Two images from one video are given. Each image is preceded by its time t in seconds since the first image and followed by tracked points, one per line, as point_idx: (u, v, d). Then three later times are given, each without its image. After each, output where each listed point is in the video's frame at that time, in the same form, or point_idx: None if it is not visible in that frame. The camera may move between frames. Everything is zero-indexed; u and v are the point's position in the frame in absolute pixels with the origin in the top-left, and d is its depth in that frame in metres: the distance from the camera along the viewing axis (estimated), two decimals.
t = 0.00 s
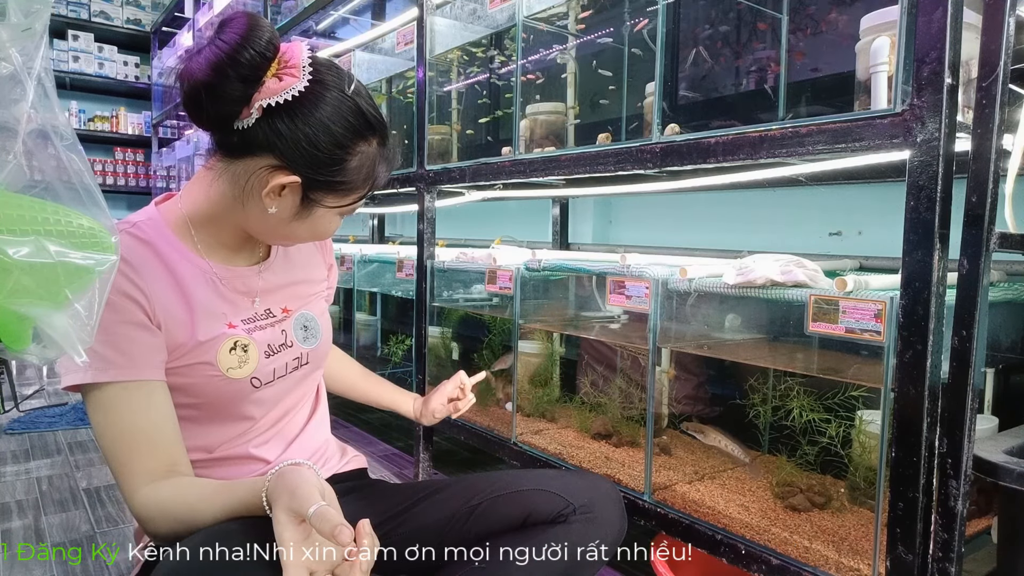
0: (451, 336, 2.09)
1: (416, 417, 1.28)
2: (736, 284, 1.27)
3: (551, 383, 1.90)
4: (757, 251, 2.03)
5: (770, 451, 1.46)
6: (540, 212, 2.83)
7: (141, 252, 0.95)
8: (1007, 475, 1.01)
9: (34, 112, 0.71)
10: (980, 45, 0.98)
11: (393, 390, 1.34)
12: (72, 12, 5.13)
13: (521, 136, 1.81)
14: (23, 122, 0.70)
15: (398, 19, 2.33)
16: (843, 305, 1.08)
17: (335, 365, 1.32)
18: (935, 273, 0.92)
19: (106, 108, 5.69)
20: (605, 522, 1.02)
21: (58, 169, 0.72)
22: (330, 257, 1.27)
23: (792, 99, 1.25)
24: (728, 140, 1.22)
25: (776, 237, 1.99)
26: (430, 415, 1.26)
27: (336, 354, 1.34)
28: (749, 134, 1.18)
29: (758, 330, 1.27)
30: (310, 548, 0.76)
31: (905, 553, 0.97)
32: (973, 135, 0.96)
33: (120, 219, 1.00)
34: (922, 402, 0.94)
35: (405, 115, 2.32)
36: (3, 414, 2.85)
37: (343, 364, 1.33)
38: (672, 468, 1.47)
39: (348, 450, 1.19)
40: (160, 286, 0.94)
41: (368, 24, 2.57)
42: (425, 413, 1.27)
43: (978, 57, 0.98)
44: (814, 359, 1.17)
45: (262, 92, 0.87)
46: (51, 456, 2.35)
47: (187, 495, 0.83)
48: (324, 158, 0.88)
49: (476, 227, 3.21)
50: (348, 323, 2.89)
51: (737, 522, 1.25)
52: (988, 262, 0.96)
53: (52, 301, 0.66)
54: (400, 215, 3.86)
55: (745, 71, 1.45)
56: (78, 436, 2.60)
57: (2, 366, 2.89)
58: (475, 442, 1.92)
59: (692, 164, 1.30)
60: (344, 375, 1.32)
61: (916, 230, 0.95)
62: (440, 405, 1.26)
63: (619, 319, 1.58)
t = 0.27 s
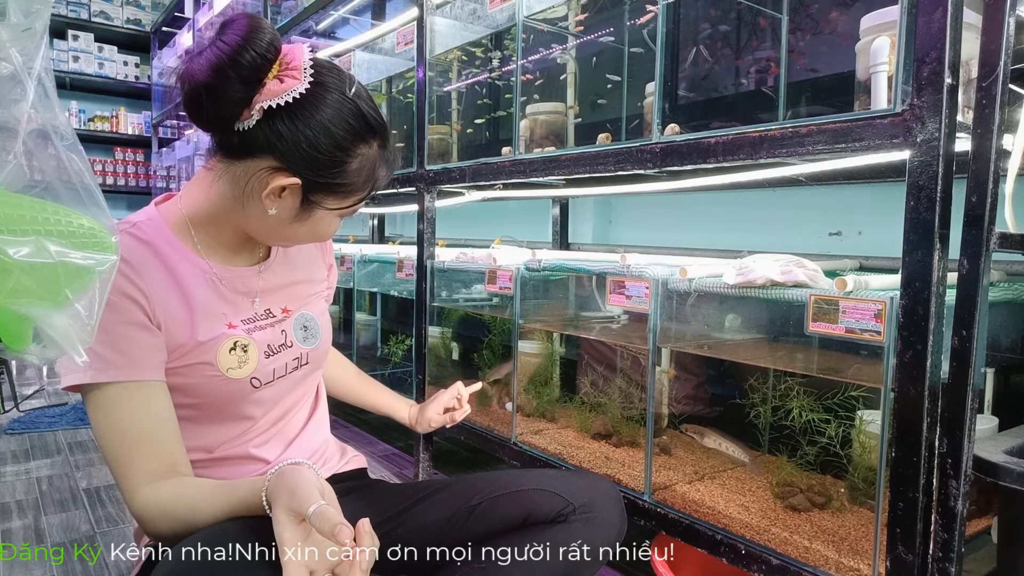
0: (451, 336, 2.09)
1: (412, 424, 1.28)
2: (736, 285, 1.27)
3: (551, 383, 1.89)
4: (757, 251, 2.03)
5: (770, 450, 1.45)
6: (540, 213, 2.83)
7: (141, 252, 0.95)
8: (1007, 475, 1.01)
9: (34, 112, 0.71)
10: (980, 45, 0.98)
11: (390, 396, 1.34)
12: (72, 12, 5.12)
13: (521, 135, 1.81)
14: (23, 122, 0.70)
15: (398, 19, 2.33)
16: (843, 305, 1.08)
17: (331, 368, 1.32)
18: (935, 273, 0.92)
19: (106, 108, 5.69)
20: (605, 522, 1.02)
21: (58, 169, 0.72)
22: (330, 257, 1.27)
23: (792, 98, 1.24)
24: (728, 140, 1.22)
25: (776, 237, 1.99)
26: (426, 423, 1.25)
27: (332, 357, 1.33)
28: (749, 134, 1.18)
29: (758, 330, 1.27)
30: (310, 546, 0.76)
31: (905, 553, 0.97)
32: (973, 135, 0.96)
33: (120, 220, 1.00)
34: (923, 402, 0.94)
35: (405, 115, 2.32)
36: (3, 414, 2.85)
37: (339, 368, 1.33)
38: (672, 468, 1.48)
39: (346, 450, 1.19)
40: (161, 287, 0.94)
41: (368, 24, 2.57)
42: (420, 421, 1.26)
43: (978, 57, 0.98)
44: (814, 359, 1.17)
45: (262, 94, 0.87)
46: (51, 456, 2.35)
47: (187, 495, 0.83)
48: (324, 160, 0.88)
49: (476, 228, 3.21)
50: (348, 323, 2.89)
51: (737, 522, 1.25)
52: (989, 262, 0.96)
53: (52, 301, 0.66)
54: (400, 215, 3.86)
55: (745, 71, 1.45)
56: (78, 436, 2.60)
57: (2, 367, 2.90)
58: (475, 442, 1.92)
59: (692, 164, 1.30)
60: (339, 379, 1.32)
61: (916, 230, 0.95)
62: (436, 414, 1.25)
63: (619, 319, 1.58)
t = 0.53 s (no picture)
0: (451, 336, 2.09)
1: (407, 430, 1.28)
2: (736, 285, 1.27)
3: (551, 383, 1.89)
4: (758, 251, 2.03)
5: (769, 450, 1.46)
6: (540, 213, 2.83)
7: (141, 251, 0.95)
8: (1007, 475, 1.01)
9: (34, 112, 0.71)
10: (980, 45, 0.98)
11: (388, 401, 1.34)
12: (72, 12, 5.12)
13: (521, 135, 1.81)
14: (23, 122, 0.70)
15: (399, 19, 2.33)
16: (843, 305, 1.08)
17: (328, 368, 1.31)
18: (935, 273, 0.92)
19: (106, 108, 5.69)
20: (605, 522, 1.02)
21: (58, 169, 0.72)
22: (330, 257, 1.27)
23: (792, 98, 1.24)
24: (728, 140, 1.22)
25: (776, 237, 1.99)
26: (423, 431, 1.25)
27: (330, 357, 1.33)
28: (749, 134, 1.18)
29: (758, 330, 1.27)
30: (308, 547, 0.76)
31: (905, 553, 0.97)
32: (973, 135, 0.96)
33: (120, 220, 1.00)
34: (922, 402, 0.94)
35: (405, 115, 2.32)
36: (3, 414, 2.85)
37: (336, 369, 1.33)
38: (672, 468, 1.47)
39: (345, 449, 1.19)
40: (161, 287, 0.94)
41: (368, 24, 2.57)
42: (417, 428, 1.25)
43: (978, 58, 0.98)
44: (814, 359, 1.17)
45: (262, 95, 0.87)
46: (51, 456, 2.35)
47: (187, 495, 0.83)
48: (324, 162, 0.88)
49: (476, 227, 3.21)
50: (348, 323, 2.89)
51: (737, 522, 1.25)
52: (989, 262, 0.96)
53: (52, 301, 0.66)
54: (400, 215, 3.86)
55: (745, 71, 1.45)
56: (78, 436, 2.60)
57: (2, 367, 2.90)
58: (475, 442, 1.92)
59: (692, 164, 1.30)
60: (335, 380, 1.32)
61: (916, 230, 0.95)
62: (433, 423, 1.25)
63: (619, 319, 1.58)
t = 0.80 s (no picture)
0: (451, 336, 2.09)
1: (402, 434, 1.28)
2: (736, 285, 1.27)
3: (551, 383, 1.89)
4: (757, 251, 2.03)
5: (770, 450, 1.45)
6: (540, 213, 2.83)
7: (141, 251, 0.95)
8: (1007, 475, 1.01)
9: (34, 112, 0.71)
10: (980, 45, 0.98)
11: (386, 404, 1.33)
12: (72, 12, 5.12)
13: (521, 135, 1.81)
14: (23, 122, 0.70)
15: (399, 19, 2.33)
16: (843, 305, 1.08)
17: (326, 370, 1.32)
18: (935, 273, 0.92)
19: (106, 108, 5.69)
20: (605, 522, 1.02)
21: (58, 169, 0.72)
22: (330, 258, 1.27)
23: (792, 98, 1.25)
24: (727, 140, 1.22)
25: (775, 237, 1.99)
26: (419, 435, 1.25)
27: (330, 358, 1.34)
28: (749, 134, 1.18)
29: (758, 330, 1.28)
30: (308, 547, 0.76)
31: (905, 553, 0.97)
32: (973, 134, 0.96)
33: (120, 220, 1.00)
34: (922, 402, 0.94)
35: (405, 115, 2.32)
36: (3, 414, 2.85)
37: (335, 370, 1.33)
38: (671, 468, 1.47)
39: (344, 450, 1.19)
40: (160, 287, 0.94)
41: (368, 24, 2.57)
42: (414, 432, 1.25)
43: (978, 58, 0.98)
44: (814, 359, 1.17)
45: (263, 96, 0.87)
46: (51, 456, 2.35)
47: (188, 495, 0.83)
48: (324, 163, 0.87)
49: (476, 227, 3.21)
50: (348, 323, 2.89)
51: (737, 522, 1.25)
52: (989, 262, 0.96)
53: (52, 301, 0.66)
54: (400, 215, 3.86)
55: (745, 71, 1.45)
56: (78, 436, 2.60)
57: (2, 367, 2.89)
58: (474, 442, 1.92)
59: (692, 164, 1.30)
60: (333, 381, 1.32)
61: (916, 230, 0.95)
62: (430, 429, 1.25)
63: (619, 319, 1.58)
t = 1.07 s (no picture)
0: (451, 336, 2.09)
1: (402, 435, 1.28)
2: (736, 285, 1.27)
3: (551, 383, 1.89)
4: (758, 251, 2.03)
5: (769, 450, 1.49)
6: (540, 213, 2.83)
7: (141, 251, 0.95)
8: (1007, 475, 1.01)
9: (34, 112, 0.71)
10: (980, 45, 0.98)
11: (388, 407, 1.33)
12: (72, 12, 5.12)
13: (521, 136, 1.81)
14: (23, 123, 0.70)
15: (399, 19, 2.33)
16: (843, 305, 1.08)
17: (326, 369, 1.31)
18: (935, 273, 0.92)
19: (106, 108, 5.69)
20: (605, 521, 1.02)
21: (59, 169, 0.72)
22: (331, 258, 1.27)
23: (792, 98, 1.25)
24: (728, 140, 1.22)
25: (776, 237, 1.99)
26: (421, 438, 1.24)
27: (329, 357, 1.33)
28: (749, 134, 1.18)
29: (758, 330, 1.28)
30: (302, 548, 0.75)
31: (905, 553, 0.97)
32: (973, 134, 0.96)
33: (120, 220, 1.00)
34: (922, 402, 0.94)
35: (405, 115, 2.32)
36: (3, 414, 2.85)
37: (334, 370, 1.33)
38: (671, 468, 1.47)
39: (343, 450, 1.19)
40: (161, 287, 0.94)
41: (368, 24, 2.57)
42: (415, 434, 1.25)
43: (978, 58, 0.98)
44: (814, 359, 1.17)
45: (263, 97, 0.87)
46: (51, 456, 2.35)
47: (187, 495, 0.83)
48: (324, 164, 0.87)
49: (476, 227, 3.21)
50: (348, 323, 2.89)
51: (737, 522, 1.25)
52: (988, 262, 0.96)
53: (52, 301, 0.66)
54: (400, 215, 3.86)
55: (745, 71, 1.45)
56: (78, 436, 2.60)
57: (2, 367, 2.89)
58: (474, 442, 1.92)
59: (692, 164, 1.30)
60: (332, 381, 1.32)
61: (916, 230, 0.95)
62: (432, 432, 1.24)
63: (619, 319, 1.58)
